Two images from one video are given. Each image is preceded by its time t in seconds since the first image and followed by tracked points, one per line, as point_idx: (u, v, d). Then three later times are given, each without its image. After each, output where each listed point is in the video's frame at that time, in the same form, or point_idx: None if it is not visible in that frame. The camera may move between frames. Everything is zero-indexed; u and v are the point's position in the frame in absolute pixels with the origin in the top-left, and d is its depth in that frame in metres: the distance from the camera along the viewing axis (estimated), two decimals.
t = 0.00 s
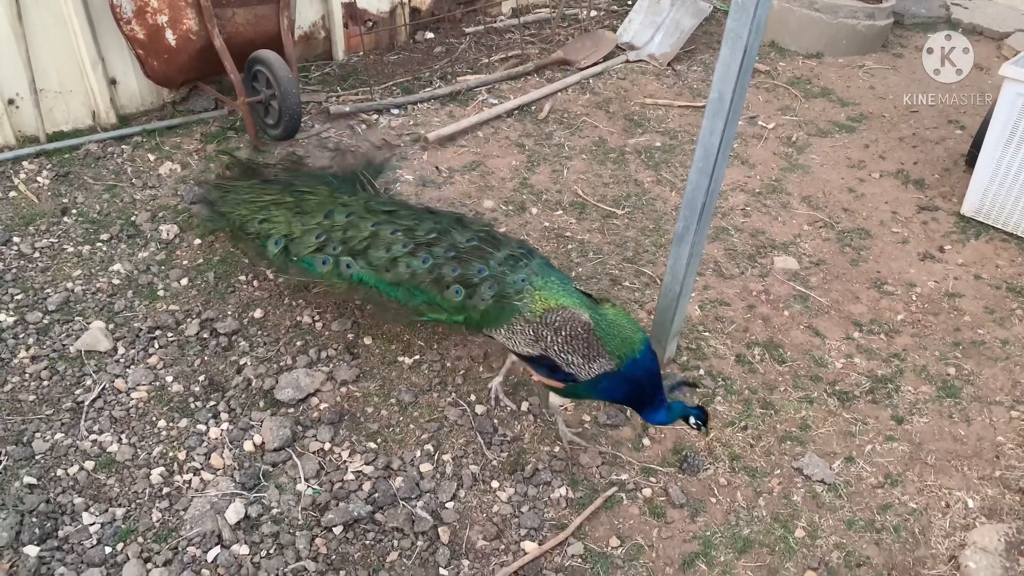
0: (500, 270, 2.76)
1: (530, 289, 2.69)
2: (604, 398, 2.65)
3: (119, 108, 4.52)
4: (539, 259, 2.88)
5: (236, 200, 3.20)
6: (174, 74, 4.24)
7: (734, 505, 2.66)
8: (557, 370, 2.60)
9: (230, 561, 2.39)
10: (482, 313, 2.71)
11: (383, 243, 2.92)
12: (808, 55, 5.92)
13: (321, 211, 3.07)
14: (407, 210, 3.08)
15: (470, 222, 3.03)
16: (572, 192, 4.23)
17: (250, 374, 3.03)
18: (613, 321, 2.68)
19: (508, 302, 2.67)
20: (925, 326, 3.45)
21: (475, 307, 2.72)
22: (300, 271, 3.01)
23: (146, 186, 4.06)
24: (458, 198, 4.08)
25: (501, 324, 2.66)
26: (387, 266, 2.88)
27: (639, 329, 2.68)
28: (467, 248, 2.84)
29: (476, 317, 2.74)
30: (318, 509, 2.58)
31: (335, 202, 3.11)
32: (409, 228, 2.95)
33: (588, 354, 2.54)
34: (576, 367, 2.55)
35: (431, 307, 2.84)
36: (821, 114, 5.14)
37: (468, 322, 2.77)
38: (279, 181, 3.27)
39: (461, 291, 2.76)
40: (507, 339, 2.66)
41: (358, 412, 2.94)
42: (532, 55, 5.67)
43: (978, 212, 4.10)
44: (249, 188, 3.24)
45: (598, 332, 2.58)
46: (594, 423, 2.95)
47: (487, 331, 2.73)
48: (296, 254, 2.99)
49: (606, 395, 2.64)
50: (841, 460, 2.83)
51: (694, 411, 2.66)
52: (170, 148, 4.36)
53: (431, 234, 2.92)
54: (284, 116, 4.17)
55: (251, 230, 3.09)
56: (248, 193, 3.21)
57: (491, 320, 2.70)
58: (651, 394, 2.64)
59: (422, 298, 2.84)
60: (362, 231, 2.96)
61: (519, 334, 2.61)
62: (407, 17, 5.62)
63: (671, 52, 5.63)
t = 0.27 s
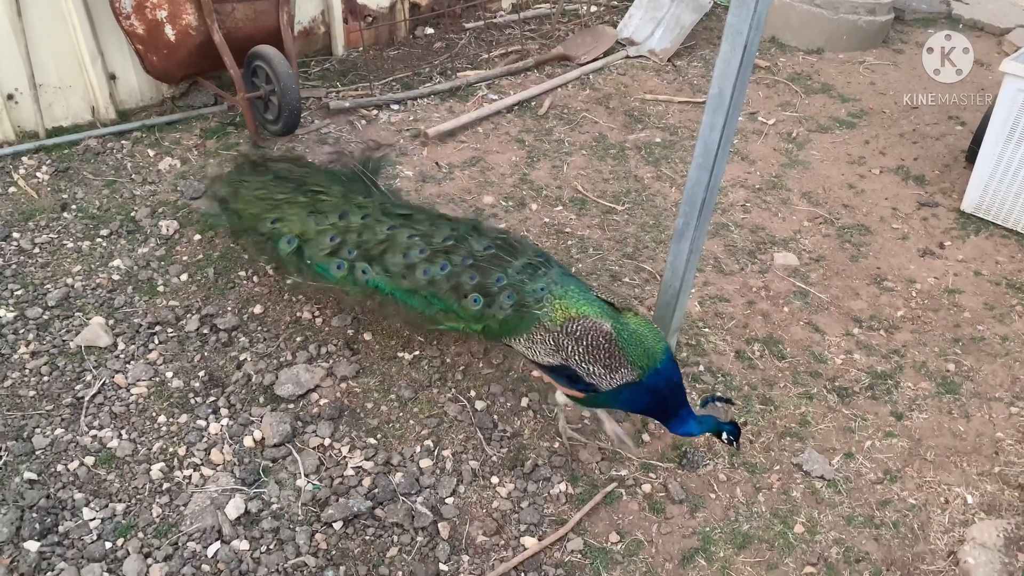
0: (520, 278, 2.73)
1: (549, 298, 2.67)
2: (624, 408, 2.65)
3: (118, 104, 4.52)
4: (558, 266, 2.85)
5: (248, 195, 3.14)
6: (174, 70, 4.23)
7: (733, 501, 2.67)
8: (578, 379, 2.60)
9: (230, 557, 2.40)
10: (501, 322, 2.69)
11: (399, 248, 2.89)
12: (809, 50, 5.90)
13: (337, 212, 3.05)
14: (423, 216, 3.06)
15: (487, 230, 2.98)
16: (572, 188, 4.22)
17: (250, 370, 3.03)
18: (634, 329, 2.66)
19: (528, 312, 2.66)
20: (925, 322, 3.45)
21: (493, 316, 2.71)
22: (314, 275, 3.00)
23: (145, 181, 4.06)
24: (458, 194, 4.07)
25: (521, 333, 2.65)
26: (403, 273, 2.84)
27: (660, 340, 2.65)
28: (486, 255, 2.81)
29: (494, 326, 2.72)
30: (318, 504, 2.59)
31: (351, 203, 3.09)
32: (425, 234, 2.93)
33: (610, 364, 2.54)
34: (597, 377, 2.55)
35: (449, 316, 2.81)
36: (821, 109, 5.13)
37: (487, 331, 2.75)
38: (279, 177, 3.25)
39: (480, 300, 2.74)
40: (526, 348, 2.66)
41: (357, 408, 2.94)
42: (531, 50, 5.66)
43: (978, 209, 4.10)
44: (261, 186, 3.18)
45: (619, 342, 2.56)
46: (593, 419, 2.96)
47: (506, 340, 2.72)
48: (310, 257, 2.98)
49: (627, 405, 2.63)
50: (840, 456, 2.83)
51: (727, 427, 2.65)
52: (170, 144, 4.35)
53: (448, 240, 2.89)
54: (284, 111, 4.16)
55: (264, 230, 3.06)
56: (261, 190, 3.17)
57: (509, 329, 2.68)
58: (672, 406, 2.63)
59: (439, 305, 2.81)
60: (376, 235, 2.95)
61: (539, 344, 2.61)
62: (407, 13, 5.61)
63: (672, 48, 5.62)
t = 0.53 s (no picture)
0: (546, 282, 2.67)
1: (576, 304, 2.62)
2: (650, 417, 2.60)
3: (117, 99, 4.51)
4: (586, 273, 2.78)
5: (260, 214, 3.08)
6: (173, 66, 4.22)
7: (732, 497, 2.67)
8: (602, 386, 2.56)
9: (230, 552, 2.40)
10: (524, 327, 2.63)
11: (420, 251, 2.82)
12: (809, 46, 5.90)
13: (352, 222, 2.97)
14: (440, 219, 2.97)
15: (511, 233, 2.90)
16: (572, 184, 4.22)
17: (250, 366, 3.04)
18: (662, 339, 2.61)
19: (553, 317, 2.60)
20: (924, 318, 3.45)
21: (517, 321, 2.65)
22: (331, 284, 2.92)
23: (145, 177, 4.06)
24: (458, 190, 4.07)
25: (546, 338, 2.59)
26: (424, 276, 2.79)
27: (688, 352, 2.61)
28: (510, 259, 2.75)
29: (517, 330, 2.66)
30: (318, 500, 2.59)
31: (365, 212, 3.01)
32: (447, 235, 2.85)
33: (637, 373, 2.49)
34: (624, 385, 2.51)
35: (470, 319, 2.75)
36: (821, 106, 5.13)
37: (509, 335, 2.68)
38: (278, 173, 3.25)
39: (504, 303, 2.67)
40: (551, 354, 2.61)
41: (357, 404, 2.94)
42: (531, 46, 5.66)
43: (978, 205, 4.09)
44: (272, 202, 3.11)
45: (648, 352, 2.52)
46: (592, 415, 2.96)
47: (529, 344, 2.66)
48: (327, 264, 2.92)
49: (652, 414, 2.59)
50: (839, 452, 2.84)
51: (750, 405, 2.43)
52: (169, 139, 4.35)
53: (471, 242, 2.81)
54: (284, 108, 4.16)
55: (279, 245, 2.99)
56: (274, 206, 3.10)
57: (533, 334, 2.63)
58: (698, 414, 2.54)
59: (461, 308, 2.74)
60: (397, 240, 2.88)
61: (564, 350, 2.56)
62: (407, 8, 5.60)
63: (672, 44, 5.61)
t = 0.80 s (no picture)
0: (577, 295, 2.61)
1: (611, 313, 2.56)
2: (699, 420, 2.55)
3: (116, 94, 4.50)
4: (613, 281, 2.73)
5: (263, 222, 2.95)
6: (171, 60, 4.21)
7: (731, 492, 2.67)
8: (647, 397, 2.48)
9: (229, 546, 2.40)
10: (561, 340, 2.55)
11: (439, 266, 2.72)
12: (808, 41, 5.88)
13: (363, 232, 2.85)
14: (457, 228, 2.87)
15: (528, 242, 2.83)
16: (571, 179, 4.22)
17: (249, 361, 3.03)
18: (702, 341, 2.57)
19: (589, 328, 2.54)
20: (923, 313, 3.46)
21: (552, 334, 2.57)
22: (347, 299, 2.81)
23: (143, 172, 4.05)
24: (457, 185, 4.07)
25: (584, 351, 2.52)
26: (447, 292, 2.68)
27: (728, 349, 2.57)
28: (536, 273, 2.67)
29: (552, 344, 2.58)
30: (317, 495, 2.59)
31: (376, 220, 2.89)
32: (466, 249, 2.75)
33: (684, 380, 2.43)
34: (671, 394, 2.43)
35: (500, 335, 2.65)
36: (820, 101, 5.12)
37: (542, 350, 2.60)
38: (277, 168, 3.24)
39: (536, 318, 2.59)
40: (590, 366, 2.52)
41: (356, 399, 2.94)
42: (531, 41, 5.65)
43: (977, 200, 4.09)
44: (276, 208, 2.97)
45: (693, 357, 2.46)
46: (591, 410, 2.96)
47: (565, 358, 2.57)
48: (340, 279, 2.79)
49: (700, 418, 2.54)
50: (838, 447, 2.84)
51: (804, 378, 2.55)
52: (168, 134, 4.34)
53: (493, 256, 2.72)
54: (283, 102, 4.16)
55: (286, 256, 2.87)
56: (279, 212, 2.96)
57: (569, 347, 2.55)
58: (748, 409, 2.54)
59: (489, 324, 2.64)
60: (413, 253, 2.76)
61: (604, 362, 2.48)
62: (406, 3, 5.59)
63: (671, 38, 5.60)
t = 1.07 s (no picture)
0: (588, 312, 2.53)
1: (624, 326, 2.51)
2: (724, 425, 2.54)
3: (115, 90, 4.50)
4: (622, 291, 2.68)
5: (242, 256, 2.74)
6: (170, 56, 4.20)
7: (730, 488, 2.68)
8: (669, 407, 2.48)
9: (229, 542, 2.41)
10: (577, 359, 2.50)
11: (444, 296, 2.57)
12: (808, 37, 5.88)
13: (357, 262, 2.66)
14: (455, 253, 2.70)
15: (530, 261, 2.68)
16: (571, 175, 4.22)
17: (248, 356, 3.03)
18: (717, 346, 2.54)
19: (605, 346, 2.48)
20: (922, 309, 3.46)
21: (569, 353, 2.50)
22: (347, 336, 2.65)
23: (143, 167, 4.05)
24: (457, 181, 4.06)
25: (601, 368, 2.49)
26: (455, 323, 2.55)
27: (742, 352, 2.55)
28: (545, 294, 2.56)
29: (569, 364, 2.52)
30: (316, 490, 2.60)
31: (366, 249, 2.69)
32: (470, 276, 2.60)
33: (704, 390, 2.41)
34: (691, 404, 2.43)
35: (515, 359, 2.56)
36: (820, 97, 5.12)
37: (560, 370, 2.54)
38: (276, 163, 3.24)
39: (550, 341, 2.50)
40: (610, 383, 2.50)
41: (355, 395, 2.94)
42: (530, 37, 5.64)
43: (977, 196, 4.09)
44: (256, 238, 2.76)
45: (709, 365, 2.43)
46: (591, 406, 2.96)
47: (584, 376, 2.53)
48: (339, 316, 2.62)
49: (724, 423, 2.53)
50: (837, 444, 2.84)
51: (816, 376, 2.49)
52: (167, 130, 4.34)
53: (498, 280, 2.58)
54: (282, 98, 4.16)
55: (274, 292, 2.67)
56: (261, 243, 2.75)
57: (587, 365, 2.50)
58: (770, 408, 2.53)
59: (503, 350, 2.54)
60: (414, 284, 2.59)
61: (623, 377, 2.46)
62: None
63: (671, 34, 5.59)
